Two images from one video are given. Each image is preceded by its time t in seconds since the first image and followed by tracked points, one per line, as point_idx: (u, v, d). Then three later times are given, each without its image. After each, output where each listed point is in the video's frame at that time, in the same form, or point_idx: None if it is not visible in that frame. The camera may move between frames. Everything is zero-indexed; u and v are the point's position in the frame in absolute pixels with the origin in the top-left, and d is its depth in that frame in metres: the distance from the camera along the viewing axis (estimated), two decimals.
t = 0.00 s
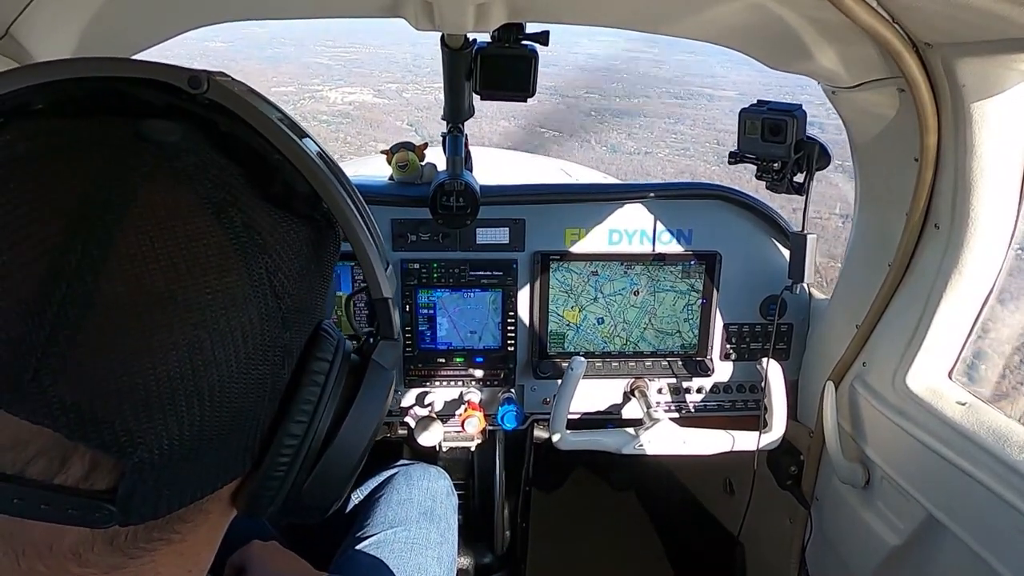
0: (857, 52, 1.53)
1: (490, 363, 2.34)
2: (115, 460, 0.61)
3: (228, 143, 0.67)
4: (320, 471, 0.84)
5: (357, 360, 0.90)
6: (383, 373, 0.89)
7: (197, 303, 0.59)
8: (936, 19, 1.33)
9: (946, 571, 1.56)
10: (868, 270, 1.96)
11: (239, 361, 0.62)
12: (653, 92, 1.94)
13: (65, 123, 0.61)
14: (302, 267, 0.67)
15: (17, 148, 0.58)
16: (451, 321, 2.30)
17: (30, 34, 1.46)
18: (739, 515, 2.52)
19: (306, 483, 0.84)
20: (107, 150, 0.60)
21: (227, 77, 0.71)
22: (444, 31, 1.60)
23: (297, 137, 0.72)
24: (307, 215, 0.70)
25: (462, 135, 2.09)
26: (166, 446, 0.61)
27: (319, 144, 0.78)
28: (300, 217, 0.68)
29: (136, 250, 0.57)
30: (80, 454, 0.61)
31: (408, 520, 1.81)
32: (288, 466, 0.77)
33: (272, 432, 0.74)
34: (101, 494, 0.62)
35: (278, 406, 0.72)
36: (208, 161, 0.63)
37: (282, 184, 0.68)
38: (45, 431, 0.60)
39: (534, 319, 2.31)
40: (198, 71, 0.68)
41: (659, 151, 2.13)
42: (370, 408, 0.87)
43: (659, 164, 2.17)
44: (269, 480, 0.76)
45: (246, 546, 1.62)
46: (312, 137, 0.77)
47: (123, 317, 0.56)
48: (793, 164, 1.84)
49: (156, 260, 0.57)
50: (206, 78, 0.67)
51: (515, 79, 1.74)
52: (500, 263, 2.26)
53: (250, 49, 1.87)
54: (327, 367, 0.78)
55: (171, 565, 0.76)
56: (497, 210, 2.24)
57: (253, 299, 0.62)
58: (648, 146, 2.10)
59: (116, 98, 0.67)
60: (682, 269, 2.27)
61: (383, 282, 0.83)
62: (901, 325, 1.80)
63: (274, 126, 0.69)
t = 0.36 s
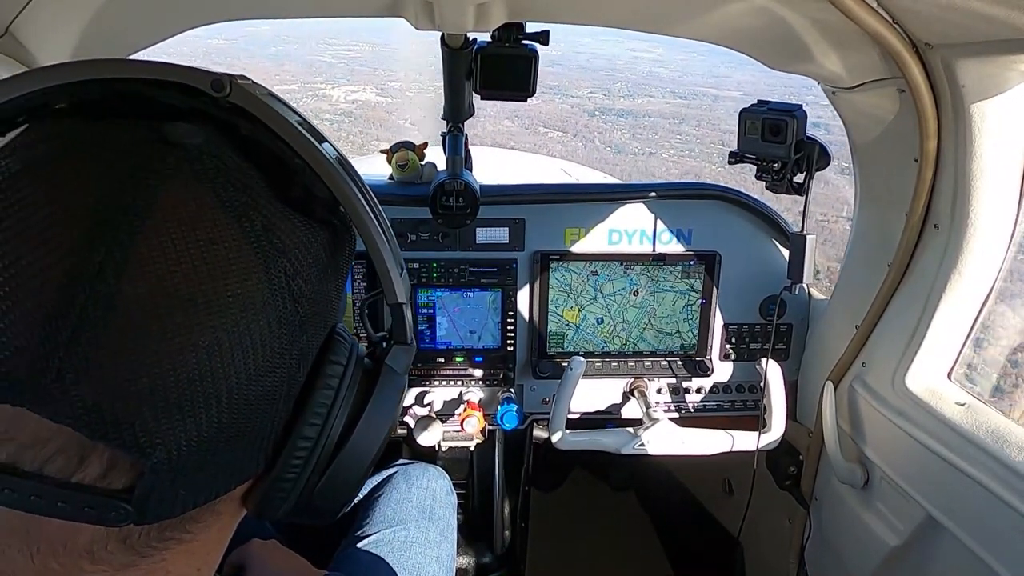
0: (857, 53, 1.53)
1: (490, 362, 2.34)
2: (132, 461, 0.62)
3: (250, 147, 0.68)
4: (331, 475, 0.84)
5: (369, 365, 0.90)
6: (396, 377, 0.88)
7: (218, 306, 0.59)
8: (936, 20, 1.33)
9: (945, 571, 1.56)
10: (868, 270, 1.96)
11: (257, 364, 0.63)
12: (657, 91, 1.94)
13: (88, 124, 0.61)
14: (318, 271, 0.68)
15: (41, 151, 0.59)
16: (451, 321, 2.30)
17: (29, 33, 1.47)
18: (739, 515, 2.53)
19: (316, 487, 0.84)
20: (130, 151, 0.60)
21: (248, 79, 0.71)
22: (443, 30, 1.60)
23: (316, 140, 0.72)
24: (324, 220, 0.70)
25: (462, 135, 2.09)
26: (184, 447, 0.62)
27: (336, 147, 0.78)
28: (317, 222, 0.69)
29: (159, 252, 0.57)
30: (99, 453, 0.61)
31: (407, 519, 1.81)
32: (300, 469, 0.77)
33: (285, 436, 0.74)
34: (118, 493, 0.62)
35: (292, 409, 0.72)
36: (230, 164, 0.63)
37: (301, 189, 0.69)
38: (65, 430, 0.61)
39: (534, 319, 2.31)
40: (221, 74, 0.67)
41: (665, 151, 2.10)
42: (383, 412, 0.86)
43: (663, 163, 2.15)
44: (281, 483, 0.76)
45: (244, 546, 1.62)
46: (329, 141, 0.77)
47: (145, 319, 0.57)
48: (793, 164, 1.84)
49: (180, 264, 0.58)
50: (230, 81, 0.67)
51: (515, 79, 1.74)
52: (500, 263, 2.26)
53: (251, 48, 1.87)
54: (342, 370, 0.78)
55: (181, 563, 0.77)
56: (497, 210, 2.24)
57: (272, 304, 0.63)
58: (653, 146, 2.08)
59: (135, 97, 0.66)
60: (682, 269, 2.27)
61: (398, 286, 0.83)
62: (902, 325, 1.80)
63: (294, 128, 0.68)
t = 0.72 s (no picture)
0: (858, 53, 1.53)
1: (490, 363, 2.34)
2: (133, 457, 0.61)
3: (252, 150, 0.68)
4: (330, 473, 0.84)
5: (369, 365, 0.89)
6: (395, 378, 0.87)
7: (220, 306, 0.59)
8: (937, 20, 1.33)
9: (946, 571, 1.56)
10: (868, 269, 1.96)
11: (259, 363, 0.63)
12: (657, 92, 1.96)
13: (92, 126, 0.62)
14: (320, 272, 0.68)
15: (46, 153, 0.59)
16: (451, 321, 2.30)
17: (30, 34, 1.48)
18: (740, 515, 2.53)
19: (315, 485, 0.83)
20: (134, 153, 0.60)
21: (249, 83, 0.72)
22: (443, 31, 1.60)
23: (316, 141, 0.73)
24: (326, 222, 0.71)
25: (462, 136, 2.09)
26: (186, 446, 0.61)
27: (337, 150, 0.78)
28: (318, 223, 0.69)
29: (161, 252, 0.57)
30: (102, 451, 0.61)
31: (408, 520, 1.81)
32: (298, 467, 0.76)
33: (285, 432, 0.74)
34: (121, 490, 0.62)
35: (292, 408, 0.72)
36: (232, 166, 0.63)
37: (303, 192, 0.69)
38: (69, 427, 0.60)
39: (535, 319, 2.31)
40: (223, 78, 0.68)
41: (665, 154, 2.15)
42: (382, 411, 0.86)
43: (664, 167, 2.20)
44: (281, 480, 0.76)
45: (244, 548, 1.61)
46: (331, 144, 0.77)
47: (147, 318, 0.57)
48: (793, 164, 1.84)
49: (181, 264, 0.58)
50: (231, 85, 0.68)
51: (515, 79, 1.74)
52: (500, 264, 2.26)
53: (250, 48, 1.87)
54: (341, 370, 0.78)
55: (182, 563, 0.78)
56: (497, 211, 2.24)
57: (274, 304, 0.63)
58: (653, 147, 2.13)
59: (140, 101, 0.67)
60: (682, 270, 2.27)
61: (397, 287, 0.83)
62: (902, 325, 1.80)
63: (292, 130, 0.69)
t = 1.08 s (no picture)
0: (857, 52, 1.53)
1: (490, 362, 2.34)
2: (161, 367, 0.80)
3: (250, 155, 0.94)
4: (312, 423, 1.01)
5: (340, 329, 1.04)
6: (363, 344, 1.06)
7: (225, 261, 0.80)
8: (936, 20, 1.33)
9: (945, 570, 1.57)
10: (868, 269, 1.96)
11: (259, 302, 0.84)
12: (655, 91, 2.01)
13: (125, 138, 0.85)
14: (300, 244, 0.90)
15: (93, 154, 0.82)
16: (451, 320, 2.30)
17: (29, 33, 1.49)
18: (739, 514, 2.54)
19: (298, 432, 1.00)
20: (161, 154, 0.83)
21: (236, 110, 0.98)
22: (443, 30, 1.60)
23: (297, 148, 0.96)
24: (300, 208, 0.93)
25: (462, 134, 2.09)
26: (202, 364, 0.80)
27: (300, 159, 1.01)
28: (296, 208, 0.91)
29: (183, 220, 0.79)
30: (138, 363, 0.79)
31: (406, 518, 1.81)
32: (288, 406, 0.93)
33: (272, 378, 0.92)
34: (151, 400, 0.80)
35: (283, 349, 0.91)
36: (229, 163, 0.86)
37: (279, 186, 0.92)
38: (115, 342, 0.79)
39: (535, 318, 2.31)
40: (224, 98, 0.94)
41: (666, 152, 2.13)
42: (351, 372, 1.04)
43: (664, 164, 2.18)
44: (270, 418, 0.92)
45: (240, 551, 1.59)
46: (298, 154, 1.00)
47: (174, 259, 0.78)
48: (793, 163, 1.84)
49: (195, 228, 0.79)
50: (230, 104, 0.94)
51: (515, 79, 1.74)
52: (500, 263, 2.26)
53: (249, 47, 1.87)
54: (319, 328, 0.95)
55: (181, 502, 0.92)
56: (497, 209, 2.24)
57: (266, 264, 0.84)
58: (654, 145, 2.11)
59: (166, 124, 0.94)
60: (681, 269, 2.27)
61: (360, 253, 1.04)
62: (902, 324, 1.80)
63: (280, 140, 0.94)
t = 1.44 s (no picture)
0: (858, 52, 1.53)
1: (489, 361, 2.35)
2: (56, 374, 0.73)
3: (134, 131, 0.81)
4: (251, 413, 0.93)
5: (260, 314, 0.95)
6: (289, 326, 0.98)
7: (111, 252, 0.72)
8: (938, 20, 1.33)
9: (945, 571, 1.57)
10: (868, 269, 1.95)
11: (158, 297, 0.76)
12: (659, 91, 1.99)
13: None
14: (205, 220, 0.80)
15: None
16: (451, 320, 2.30)
17: (29, 32, 1.49)
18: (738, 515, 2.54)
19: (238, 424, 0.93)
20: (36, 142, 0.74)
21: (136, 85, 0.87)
22: (443, 29, 1.60)
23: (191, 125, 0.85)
24: (205, 182, 0.83)
25: (462, 134, 2.10)
26: (99, 370, 0.74)
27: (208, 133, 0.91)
28: (200, 186, 0.81)
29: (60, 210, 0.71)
30: (28, 376, 0.73)
31: (405, 518, 1.81)
32: (212, 397, 0.86)
33: (189, 374, 0.83)
34: (51, 412, 0.74)
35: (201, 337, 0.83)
36: (116, 143, 0.77)
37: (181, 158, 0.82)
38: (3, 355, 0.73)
39: (534, 316, 2.31)
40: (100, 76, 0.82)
41: (671, 153, 2.09)
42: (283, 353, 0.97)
43: (671, 165, 2.16)
44: (195, 413, 0.85)
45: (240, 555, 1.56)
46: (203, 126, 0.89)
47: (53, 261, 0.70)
48: (793, 163, 1.84)
49: (77, 217, 0.72)
50: (106, 82, 0.81)
51: (515, 78, 1.74)
52: (500, 262, 2.26)
53: (250, 48, 1.88)
54: (238, 317, 0.86)
55: (113, 508, 0.87)
56: (497, 209, 2.24)
57: (162, 249, 0.75)
58: (657, 148, 2.07)
59: (46, 104, 0.81)
60: (681, 269, 2.27)
61: (276, 238, 0.96)
62: (901, 325, 1.80)
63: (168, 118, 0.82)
